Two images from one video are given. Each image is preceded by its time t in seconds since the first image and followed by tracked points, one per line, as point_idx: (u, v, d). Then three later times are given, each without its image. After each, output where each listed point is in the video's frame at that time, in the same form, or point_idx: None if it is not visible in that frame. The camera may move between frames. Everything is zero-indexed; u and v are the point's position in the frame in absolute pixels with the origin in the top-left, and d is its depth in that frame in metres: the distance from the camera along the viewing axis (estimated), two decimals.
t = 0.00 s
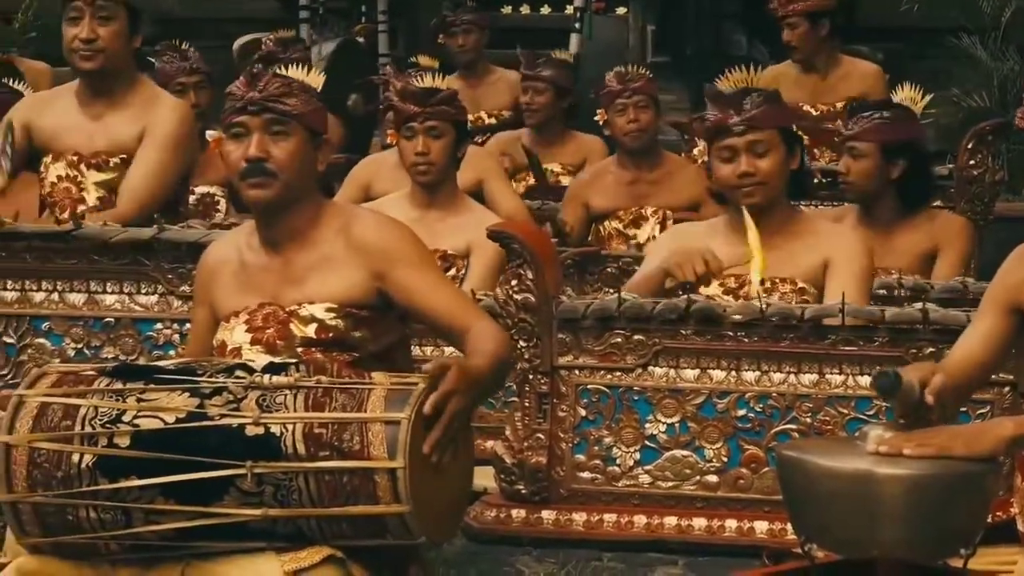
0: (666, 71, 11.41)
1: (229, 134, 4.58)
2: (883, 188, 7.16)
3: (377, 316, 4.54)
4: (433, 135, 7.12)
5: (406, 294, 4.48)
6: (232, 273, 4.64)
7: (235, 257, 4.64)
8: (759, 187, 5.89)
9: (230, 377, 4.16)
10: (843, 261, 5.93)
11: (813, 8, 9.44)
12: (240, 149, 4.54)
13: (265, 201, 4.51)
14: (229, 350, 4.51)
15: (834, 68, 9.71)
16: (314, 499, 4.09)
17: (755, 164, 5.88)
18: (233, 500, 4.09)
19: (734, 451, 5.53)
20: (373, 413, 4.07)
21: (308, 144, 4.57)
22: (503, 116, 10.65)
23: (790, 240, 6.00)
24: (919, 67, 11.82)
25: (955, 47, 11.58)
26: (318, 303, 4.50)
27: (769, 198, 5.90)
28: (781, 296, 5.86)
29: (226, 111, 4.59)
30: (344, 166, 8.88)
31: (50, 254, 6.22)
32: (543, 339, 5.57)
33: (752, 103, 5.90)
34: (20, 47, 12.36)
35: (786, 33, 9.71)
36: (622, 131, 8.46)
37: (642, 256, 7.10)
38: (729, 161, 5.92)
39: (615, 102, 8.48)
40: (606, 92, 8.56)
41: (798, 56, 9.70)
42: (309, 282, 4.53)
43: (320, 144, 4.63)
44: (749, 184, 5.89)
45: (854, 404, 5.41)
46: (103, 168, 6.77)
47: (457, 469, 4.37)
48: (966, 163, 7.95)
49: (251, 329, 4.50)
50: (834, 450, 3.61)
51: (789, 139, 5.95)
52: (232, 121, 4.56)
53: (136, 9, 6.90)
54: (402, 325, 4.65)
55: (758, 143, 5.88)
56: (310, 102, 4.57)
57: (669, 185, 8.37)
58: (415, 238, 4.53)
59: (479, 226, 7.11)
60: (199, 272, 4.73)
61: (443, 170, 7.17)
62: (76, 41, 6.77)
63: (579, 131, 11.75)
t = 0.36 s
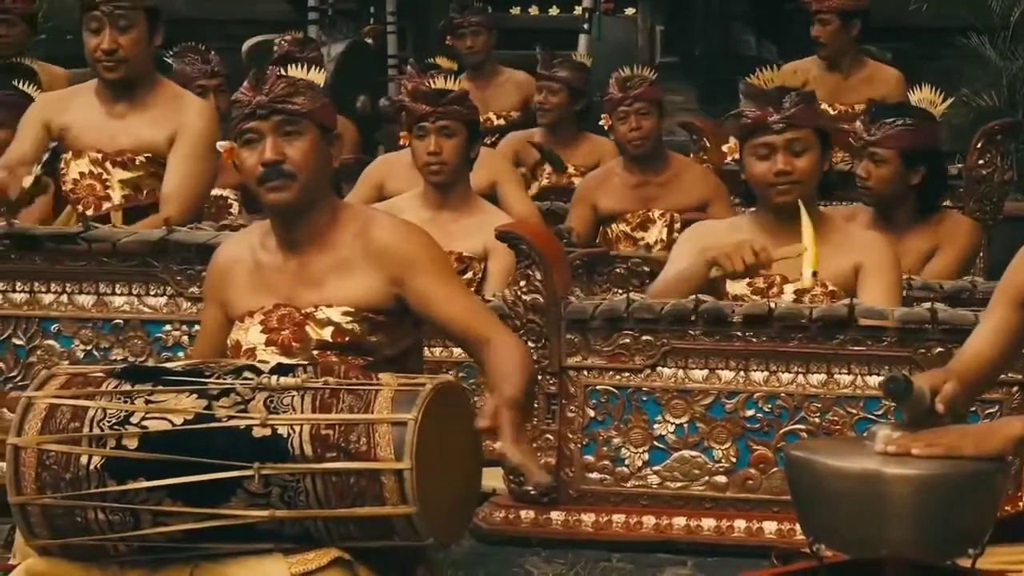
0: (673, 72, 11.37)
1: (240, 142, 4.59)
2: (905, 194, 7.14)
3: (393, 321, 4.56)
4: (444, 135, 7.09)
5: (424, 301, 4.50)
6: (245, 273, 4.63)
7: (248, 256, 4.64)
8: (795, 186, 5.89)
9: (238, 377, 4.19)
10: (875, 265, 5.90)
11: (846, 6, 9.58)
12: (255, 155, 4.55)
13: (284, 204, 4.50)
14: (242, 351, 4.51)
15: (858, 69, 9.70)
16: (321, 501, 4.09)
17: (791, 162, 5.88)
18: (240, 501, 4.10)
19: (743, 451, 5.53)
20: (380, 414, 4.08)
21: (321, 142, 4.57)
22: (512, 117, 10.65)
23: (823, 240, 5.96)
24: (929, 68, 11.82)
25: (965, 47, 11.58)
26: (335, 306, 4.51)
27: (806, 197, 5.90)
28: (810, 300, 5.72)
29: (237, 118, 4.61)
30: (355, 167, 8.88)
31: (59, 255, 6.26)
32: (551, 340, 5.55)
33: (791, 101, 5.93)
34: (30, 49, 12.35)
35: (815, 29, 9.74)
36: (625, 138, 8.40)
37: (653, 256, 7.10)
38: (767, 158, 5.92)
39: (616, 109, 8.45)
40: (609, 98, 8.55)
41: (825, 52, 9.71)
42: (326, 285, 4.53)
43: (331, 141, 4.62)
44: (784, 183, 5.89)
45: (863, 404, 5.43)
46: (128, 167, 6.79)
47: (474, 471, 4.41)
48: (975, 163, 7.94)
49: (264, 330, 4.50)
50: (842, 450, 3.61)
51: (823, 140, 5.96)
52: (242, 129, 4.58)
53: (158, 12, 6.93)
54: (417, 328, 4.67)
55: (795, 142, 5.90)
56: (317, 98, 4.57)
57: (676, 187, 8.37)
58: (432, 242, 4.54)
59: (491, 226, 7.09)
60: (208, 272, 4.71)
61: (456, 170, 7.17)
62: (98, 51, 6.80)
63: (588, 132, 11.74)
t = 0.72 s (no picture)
0: (683, 71, 11.49)
1: (253, 141, 4.59)
2: (922, 191, 7.13)
3: (401, 323, 4.55)
4: (454, 135, 7.10)
5: (429, 301, 4.47)
6: (254, 274, 4.64)
7: (258, 257, 4.65)
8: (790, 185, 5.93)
9: (247, 379, 4.18)
10: (900, 269, 5.87)
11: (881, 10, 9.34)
12: (266, 155, 4.54)
13: (292, 208, 4.51)
14: (251, 352, 4.52)
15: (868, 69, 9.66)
16: (330, 503, 4.09)
17: (785, 162, 5.91)
18: (250, 503, 4.10)
19: (752, 451, 5.53)
20: (389, 416, 4.08)
21: (332, 146, 4.57)
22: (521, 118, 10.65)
23: (851, 247, 5.94)
24: (938, 66, 11.81)
25: (974, 45, 11.57)
26: (343, 308, 4.51)
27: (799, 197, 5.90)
28: (830, 300, 5.76)
29: (248, 118, 4.61)
30: (364, 168, 8.88)
31: (68, 258, 6.27)
32: (560, 339, 5.56)
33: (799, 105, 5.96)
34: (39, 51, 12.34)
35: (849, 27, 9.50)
36: (635, 135, 8.45)
37: (662, 257, 7.10)
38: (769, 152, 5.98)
39: (625, 107, 8.53)
40: (617, 96, 8.60)
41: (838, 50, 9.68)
42: (335, 287, 4.54)
43: (342, 144, 4.62)
44: (779, 180, 5.94)
45: (871, 404, 5.41)
46: (144, 168, 6.79)
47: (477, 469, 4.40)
48: (984, 162, 7.93)
49: (273, 331, 4.51)
50: (849, 451, 3.61)
51: (835, 143, 5.90)
52: (254, 129, 4.58)
53: (169, 17, 6.85)
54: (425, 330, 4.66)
55: (794, 141, 5.91)
56: (331, 103, 4.57)
57: (685, 183, 8.36)
58: (437, 243, 4.53)
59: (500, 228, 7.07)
60: (218, 274, 4.73)
61: (468, 169, 7.17)
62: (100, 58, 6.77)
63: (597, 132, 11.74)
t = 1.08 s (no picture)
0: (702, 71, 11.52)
1: (265, 143, 4.59)
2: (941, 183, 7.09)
3: (417, 322, 4.56)
4: (479, 138, 7.11)
5: (444, 300, 4.48)
6: (271, 277, 4.66)
7: (273, 259, 4.67)
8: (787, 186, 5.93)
9: (266, 381, 4.19)
10: (908, 270, 5.88)
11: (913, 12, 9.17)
12: (277, 157, 4.54)
13: (302, 209, 4.52)
14: (269, 355, 4.53)
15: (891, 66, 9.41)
16: (350, 503, 4.10)
17: (786, 164, 5.91)
18: (271, 504, 4.12)
19: (771, 453, 5.52)
20: (408, 417, 4.08)
21: (344, 148, 4.57)
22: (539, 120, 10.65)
23: (857, 249, 5.95)
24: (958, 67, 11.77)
25: (994, 46, 11.54)
26: (359, 309, 4.52)
27: (799, 198, 5.90)
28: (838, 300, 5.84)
29: (261, 119, 4.61)
30: (382, 170, 8.89)
31: (87, 258, 6.30)
32: (579, 342, 5.55)
33: (803, 105, 5.94)
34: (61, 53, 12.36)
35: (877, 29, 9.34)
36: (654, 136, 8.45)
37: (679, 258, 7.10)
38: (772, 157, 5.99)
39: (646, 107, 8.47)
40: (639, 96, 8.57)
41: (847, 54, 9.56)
42: (349, 289, 4.55)
43: (355, 146, 4.62)
44: (780, 182, 5.95)
45: (891, 405, 5.42)
46: (150, 171, 6.82)
47: (498, 469, 4.41)
48: (1003, 163, 7.91)
49: (290, 334, 4.52)
50: (868, 452, 3.61)
51: (835, 146, 5.87)
52: (266, 130, 4.58)
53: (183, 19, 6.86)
54: (443, 330, 4.66)
55: (795, 142, 5.89)
56: (344, 106, 4.57)
57: (706, 185, 8.35)
58: (452, 243, 4.54)
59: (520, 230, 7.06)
60: (239, 275, 4.75)
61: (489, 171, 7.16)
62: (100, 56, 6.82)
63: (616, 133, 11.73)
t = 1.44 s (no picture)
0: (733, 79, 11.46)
1: (295, 149, 4.60)
2: (974, 188, 7.04)
3: (447, 330, 4.57)
4: (510, 143, 7.08)
5: (476, 307, 4.50)
6: (301, 285, 4.67)
7: (304, 266, 4.69)
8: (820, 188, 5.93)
9: (296, 387, 4.23)
10: (939, 272, 5.84)
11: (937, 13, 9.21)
12: (307, 163, 4.56)
13: (334, 215, 4.53)
14: (298, 362, 4.55)
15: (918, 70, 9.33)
16: (379, 509, 4.09)
17: (817, 165, 5.90)
18: (299, 509, 4.12)
19: (802, 458, 5.51)
20: (437, 423, 4.09)
21: (373, 153, 4.57)
22: (571, 125, 10.64)
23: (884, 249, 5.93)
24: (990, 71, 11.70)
25: None
26: (389, 316, 4.53)
27: (832, 199, 5.90)
28: (872, 305, 5.80)
29: (292, 125, 4.62)
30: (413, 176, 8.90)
31: (116, 265, 6.32)
32: (609, 347, 5.54)
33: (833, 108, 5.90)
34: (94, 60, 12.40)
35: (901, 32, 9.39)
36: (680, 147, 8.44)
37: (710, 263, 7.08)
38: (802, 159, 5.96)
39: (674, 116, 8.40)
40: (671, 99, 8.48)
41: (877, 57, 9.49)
42: (380, 295, 4.56)
43: (384, 151, 4.62)
44: (811, 184, 5.94)
45: (922, 410, 5.40)
46: (197, 181, 6.96)
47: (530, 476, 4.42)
48: None
49: (319, 341, 4.54)
50: (902, 456, 3.63)
51: (867, 148, 5.86)
52: (297, 136, 4.59)
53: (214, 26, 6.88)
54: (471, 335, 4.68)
55: (826, 144, 5.88)
56: (374, 111, 4.57)
57: (740, 194, 8.31)
58: (483, 250, 4.55)
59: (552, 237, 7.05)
60: (267, 283, 4.76)
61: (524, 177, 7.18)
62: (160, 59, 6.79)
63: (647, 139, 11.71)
